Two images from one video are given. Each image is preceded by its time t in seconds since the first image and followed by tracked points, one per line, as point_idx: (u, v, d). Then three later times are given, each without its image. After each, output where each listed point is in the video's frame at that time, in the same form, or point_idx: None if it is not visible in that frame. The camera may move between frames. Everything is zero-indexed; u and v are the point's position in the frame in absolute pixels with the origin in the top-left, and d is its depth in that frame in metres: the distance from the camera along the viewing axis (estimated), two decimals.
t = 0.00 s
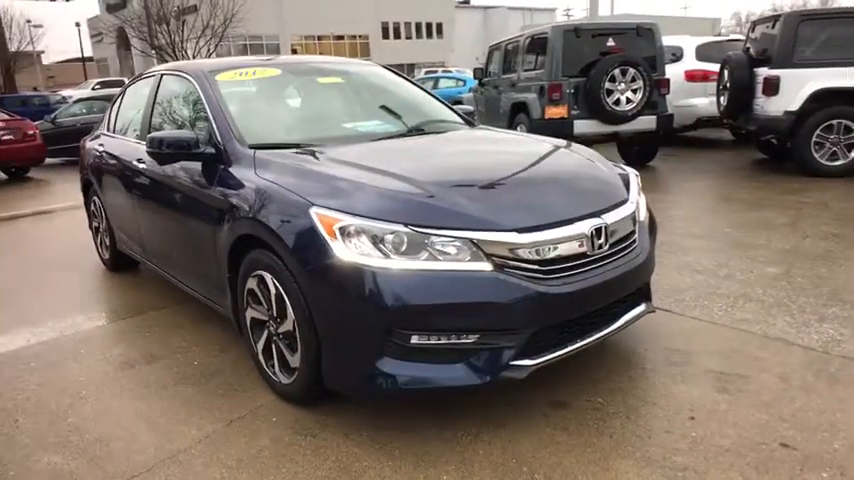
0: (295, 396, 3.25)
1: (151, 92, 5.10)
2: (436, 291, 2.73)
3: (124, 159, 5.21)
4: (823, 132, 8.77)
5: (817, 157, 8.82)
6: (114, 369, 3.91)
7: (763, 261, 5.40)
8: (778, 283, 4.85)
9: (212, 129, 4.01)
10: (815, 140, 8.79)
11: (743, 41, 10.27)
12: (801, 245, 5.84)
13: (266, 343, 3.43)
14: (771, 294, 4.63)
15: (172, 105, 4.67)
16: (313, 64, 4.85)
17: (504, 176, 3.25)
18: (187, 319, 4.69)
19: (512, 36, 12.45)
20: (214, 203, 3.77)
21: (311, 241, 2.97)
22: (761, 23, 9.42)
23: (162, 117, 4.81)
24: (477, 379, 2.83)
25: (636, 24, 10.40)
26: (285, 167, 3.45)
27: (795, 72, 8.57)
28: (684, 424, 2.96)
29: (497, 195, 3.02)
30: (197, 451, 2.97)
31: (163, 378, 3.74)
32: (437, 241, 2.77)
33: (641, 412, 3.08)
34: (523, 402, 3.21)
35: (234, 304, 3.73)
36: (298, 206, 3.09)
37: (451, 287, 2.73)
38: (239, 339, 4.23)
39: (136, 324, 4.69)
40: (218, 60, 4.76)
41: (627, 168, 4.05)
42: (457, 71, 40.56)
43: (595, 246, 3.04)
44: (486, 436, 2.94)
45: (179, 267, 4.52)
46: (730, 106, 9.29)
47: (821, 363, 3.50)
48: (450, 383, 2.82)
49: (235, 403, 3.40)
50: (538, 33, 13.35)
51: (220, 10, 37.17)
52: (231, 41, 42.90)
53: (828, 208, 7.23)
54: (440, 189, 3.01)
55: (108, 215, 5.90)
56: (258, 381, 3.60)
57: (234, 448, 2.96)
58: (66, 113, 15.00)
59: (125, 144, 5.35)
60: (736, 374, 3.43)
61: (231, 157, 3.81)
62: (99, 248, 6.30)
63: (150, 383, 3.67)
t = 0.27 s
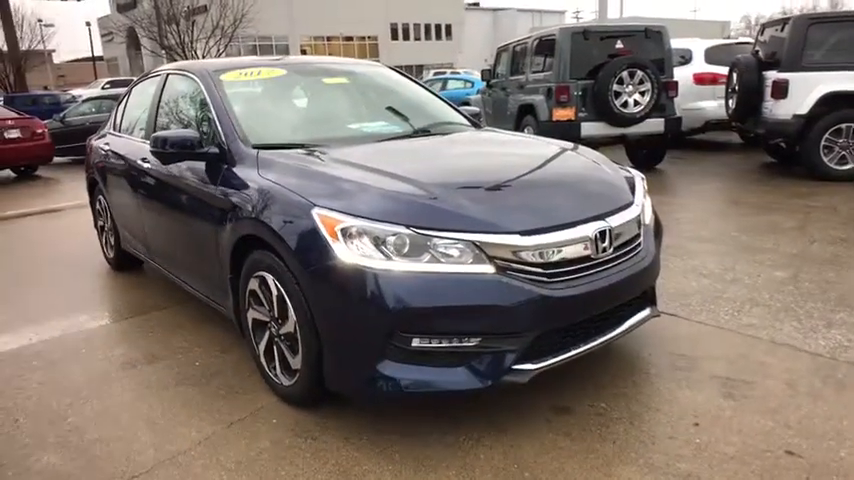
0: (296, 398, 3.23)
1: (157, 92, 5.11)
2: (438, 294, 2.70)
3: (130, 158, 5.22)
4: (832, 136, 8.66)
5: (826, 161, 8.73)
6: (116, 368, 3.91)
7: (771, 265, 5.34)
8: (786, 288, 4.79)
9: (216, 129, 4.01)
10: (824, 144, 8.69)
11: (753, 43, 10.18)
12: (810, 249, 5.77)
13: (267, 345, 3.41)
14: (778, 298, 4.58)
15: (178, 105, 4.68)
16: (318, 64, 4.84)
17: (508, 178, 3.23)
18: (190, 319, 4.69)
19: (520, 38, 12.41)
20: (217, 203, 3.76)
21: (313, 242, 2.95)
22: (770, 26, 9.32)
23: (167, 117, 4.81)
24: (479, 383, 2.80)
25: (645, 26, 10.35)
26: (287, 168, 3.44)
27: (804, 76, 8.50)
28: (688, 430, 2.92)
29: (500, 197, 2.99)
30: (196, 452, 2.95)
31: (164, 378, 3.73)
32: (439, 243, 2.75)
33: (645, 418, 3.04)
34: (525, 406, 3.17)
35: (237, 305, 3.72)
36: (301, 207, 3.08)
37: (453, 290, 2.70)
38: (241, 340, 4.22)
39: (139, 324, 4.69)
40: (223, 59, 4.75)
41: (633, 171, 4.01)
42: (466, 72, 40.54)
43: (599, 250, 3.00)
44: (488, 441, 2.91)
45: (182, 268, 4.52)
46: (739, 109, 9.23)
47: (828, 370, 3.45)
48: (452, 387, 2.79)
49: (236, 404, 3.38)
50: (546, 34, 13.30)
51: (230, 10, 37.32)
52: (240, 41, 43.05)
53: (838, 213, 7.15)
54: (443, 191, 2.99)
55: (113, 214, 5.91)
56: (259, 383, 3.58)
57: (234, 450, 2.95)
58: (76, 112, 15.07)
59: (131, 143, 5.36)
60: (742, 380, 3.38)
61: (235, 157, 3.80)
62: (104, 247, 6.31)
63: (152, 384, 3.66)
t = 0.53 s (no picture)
0: (295, 401, 3.21)
1: (158, 93, 5.10)
2: (439, 297, 2.68)
3: (131, 160, 5.21)
4: (835, 141, 8.62)
5: (830, 166, 8.69)
6: (115, 371, 3.90)
7: (773, 270, 5.31)
8: (789, 293, 4.76)
9: (217, 131, 4.00)
10: (827, 149, 8.66)
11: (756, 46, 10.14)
12: (813, 255, 5.74)
13: (267, 348, 3.40)
14: (780, 304, 4.55)
15: (179, 107, 4.67)
16: (320, 67, 4.83)
17: (510, 181, 3.21)
18: (190, 322, 4.67)
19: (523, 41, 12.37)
20: (217, 205, 3.75)
21: (313, 245, 2.93)
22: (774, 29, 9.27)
23: (168, 118, 4.80)
24: (479, 387, 2.78)
25: (649, 31, 10.32)
26: (288, 170, 3.43)
27: (808, 80, 8.47)
28: (689, 436, 2.89)
29: (501, 200, 2.97)
30: (194, 456, 2.94)
31: (163, 381, 3.72)
32: (439, 246, 2.73)
33: (646, 423, 3.01)
34: (526, 411, 3.14)
35: (236, 308, 3.70)
36: (301, 210, 3.06)
37: (454, 294, 2.68)
38: (241, 343, 4.20)
39: (139, 326, 4.68)
40: (225, 61, 4.75)
41: (635, 175, 3.99)
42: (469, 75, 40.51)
43: (601, 254, 2.98)
44: (487, 446, 2.88)
45: (183, 270, 4.51)
46: (742, 114, 9.21)
47: (831, 376, 3.41)
48: (452, 391, 2.77)
49: (235, 408, 3.36)
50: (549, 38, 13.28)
51: (234, 13, 37.42)
52: (244, 44, 43.12)
53: (841, 218, 7.11)
54: (443, 194, 2.97)
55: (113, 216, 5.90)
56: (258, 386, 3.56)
57: (232, 455, 2.93)
58: (78, 114, 15.09)
59: (132, 145, 5.35)
60: (744, 386, 3.35)
61: (236, 159, 3.79)
62: (105, 249, 6.30)
63: (151, 387, 3.65)
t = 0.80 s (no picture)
0: (292, 401, 3.20)
1: (156, 93, 5.09)
2: (436, 297, 2.68)
3: (129, 160, 5.20)
4: (834, 140, 8.62)
5: (828, 166, 8.69)
6: (112, 371, 3.89)
7: (772, 270, 5.30)
8: (787, 293, 4.75)
9: (215, 130, 4.00)
10: (826, 149, 8.65)
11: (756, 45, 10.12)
12: (811, 255, 5.73)
13: (264, 348, 3.39)
14: (779, 304, 4.54)
15: (177, 106, 4.66)
16: (318, 66, 4.82)
17: (507, 181, 3.20)
18: (188, 322, 4.66)
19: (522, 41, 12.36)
20: (215, 205, 3.74)
21: (310, 245, 2.92)
22: (773, 29, 9.26)
23: (166, 118, 4.79)
24: (476, 388, 2.77)
25: (648, 30, 10.31)
26: (285, 170, 3.42)
27: (806, 80, 8.46)
28: (687, 436, 2.89)
29: (499, 200, 2.96)
30: (191, 456, 2.93)
31: (160, 381, 3.71)
32: (436, 246, 2.72)
33: (643, 423, 3.01)
34: (523, 411, 3.14)
35: (233, 307, 3.69)
36: (298, 210, 3.05)
37: (451, 295, 2.68)
38: (239, 343, 4.19)
39: (136, 326, 4.67)
40: (223, 60, 4.74)
41: (634, 175, 3.98)
42: (468, 75, 40.51)
43: (598, 254, 2.97)
44: (484, 446, 2.87)
45: (180, 270, 4.50)
46: (741, 113, 9.20)
47: (828, 376, 3.41)
48: (449, 392, 2.76)
49: (232, 408, 3.36)
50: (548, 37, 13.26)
51: (234, 12, 37.41)
52: (244, 43, 43.09)
53: (840, 218, 7.11)
54: (440, 194, 2.96)
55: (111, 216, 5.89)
56: (255, 387, 3.56)
57: (229, 455, 2.92)
58: (77, 113, 15.07)
59: (130, 145, 5.34)
60: (742, 386, 3.35)
61: (233, 159, 3.78)
62: (103, 249, 6.29)
63: (148, 387, 3.64)
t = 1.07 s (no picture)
0: (289, 399, 3.20)
1: (154, 90, 5.08)
2: (434, 296, 2.67)
3: (127, 158, 5.19)
4: (833, 138, 8.61)
5: (827, 164, 8.69)
6: (110, 369, 3.88)
7: (771, 268, 5.30)
8: (786, 291, 4.75)
9: (213, 128, 3.99)
10: (825, 146, 8.64)
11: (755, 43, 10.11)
12: (810, 253, 5.73)
13: (261, 346, 3.38)
14: (778, 302, 4.54)
15: (175, 103, 4.65)
16: (317, 64, 4.81)
17: (505, 179, 3.19)
18: (186, 321, 4.65)
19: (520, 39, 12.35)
20: (213, 203, 3.74)
21: (307, 243, 2.92)
22: (773, 26, 9.24)
23: (164, 115, 4.78)
24: (474, 386, 2.76)
25: (647, 28, 10.30)
26: (282, 168, 3.41)
27: (805, 78, 8.45)
28: (685, 435, 2.88)
29: (497, 198, 2.96)
30: (188, 455, 2.92)
31: (158, 379, 3.70)
32: (434, 244, 2.72)
33: (641, 421, 3.00)
34: (521, 409, 3.14)
35: (231, 305, 3.68)
36: (295, 208, 3.04)
37: (448, 293, 2.67)
38: (237, 341, 4.19)
39: (134, 324, 4.66)
40: (221, 58, 4.72)
41: (632, 173, 3.98)
42: (468, 73, 40.48)
43: (597, 252, 2.97)
44: (482, 445, 2.87)
45: (179, 268, 4.50)
46: (740, 111, 9.19)
47: (827, 374, 3.41)
48: (446, 390, 2.76)
49: (229, 406, 3.35)
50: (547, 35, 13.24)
51: (233, 10, 37.36)
52: (242, 41, 43.00)
53: (839, 216, 7.10)
54: (437, 192, 2.95)
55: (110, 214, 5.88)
56: (253, 385, 3.55)
57: (227, 453, 2.91)
58: (76, 111, 15.04)
59: (128, 142, 5.32)
60: (741, 383, 3.34)
61: (231, 157, 3.77)
62: (101, 247, 6.27)
63: (145, 385, 3.64)
